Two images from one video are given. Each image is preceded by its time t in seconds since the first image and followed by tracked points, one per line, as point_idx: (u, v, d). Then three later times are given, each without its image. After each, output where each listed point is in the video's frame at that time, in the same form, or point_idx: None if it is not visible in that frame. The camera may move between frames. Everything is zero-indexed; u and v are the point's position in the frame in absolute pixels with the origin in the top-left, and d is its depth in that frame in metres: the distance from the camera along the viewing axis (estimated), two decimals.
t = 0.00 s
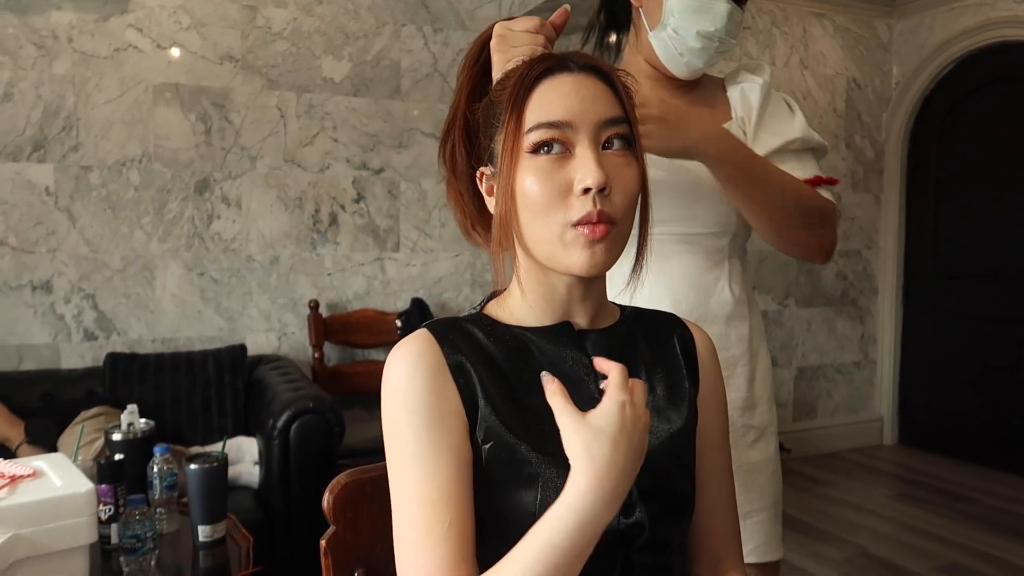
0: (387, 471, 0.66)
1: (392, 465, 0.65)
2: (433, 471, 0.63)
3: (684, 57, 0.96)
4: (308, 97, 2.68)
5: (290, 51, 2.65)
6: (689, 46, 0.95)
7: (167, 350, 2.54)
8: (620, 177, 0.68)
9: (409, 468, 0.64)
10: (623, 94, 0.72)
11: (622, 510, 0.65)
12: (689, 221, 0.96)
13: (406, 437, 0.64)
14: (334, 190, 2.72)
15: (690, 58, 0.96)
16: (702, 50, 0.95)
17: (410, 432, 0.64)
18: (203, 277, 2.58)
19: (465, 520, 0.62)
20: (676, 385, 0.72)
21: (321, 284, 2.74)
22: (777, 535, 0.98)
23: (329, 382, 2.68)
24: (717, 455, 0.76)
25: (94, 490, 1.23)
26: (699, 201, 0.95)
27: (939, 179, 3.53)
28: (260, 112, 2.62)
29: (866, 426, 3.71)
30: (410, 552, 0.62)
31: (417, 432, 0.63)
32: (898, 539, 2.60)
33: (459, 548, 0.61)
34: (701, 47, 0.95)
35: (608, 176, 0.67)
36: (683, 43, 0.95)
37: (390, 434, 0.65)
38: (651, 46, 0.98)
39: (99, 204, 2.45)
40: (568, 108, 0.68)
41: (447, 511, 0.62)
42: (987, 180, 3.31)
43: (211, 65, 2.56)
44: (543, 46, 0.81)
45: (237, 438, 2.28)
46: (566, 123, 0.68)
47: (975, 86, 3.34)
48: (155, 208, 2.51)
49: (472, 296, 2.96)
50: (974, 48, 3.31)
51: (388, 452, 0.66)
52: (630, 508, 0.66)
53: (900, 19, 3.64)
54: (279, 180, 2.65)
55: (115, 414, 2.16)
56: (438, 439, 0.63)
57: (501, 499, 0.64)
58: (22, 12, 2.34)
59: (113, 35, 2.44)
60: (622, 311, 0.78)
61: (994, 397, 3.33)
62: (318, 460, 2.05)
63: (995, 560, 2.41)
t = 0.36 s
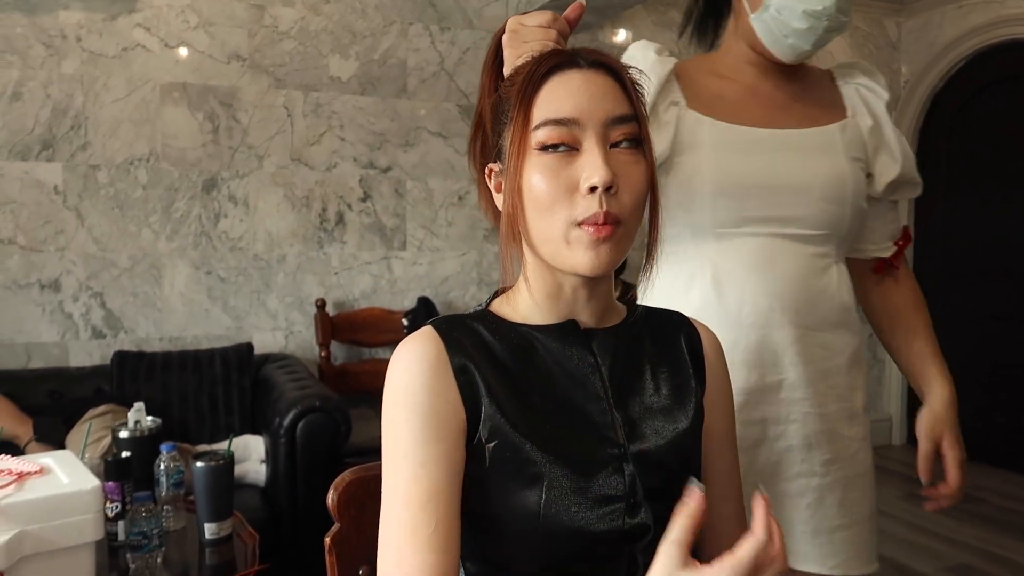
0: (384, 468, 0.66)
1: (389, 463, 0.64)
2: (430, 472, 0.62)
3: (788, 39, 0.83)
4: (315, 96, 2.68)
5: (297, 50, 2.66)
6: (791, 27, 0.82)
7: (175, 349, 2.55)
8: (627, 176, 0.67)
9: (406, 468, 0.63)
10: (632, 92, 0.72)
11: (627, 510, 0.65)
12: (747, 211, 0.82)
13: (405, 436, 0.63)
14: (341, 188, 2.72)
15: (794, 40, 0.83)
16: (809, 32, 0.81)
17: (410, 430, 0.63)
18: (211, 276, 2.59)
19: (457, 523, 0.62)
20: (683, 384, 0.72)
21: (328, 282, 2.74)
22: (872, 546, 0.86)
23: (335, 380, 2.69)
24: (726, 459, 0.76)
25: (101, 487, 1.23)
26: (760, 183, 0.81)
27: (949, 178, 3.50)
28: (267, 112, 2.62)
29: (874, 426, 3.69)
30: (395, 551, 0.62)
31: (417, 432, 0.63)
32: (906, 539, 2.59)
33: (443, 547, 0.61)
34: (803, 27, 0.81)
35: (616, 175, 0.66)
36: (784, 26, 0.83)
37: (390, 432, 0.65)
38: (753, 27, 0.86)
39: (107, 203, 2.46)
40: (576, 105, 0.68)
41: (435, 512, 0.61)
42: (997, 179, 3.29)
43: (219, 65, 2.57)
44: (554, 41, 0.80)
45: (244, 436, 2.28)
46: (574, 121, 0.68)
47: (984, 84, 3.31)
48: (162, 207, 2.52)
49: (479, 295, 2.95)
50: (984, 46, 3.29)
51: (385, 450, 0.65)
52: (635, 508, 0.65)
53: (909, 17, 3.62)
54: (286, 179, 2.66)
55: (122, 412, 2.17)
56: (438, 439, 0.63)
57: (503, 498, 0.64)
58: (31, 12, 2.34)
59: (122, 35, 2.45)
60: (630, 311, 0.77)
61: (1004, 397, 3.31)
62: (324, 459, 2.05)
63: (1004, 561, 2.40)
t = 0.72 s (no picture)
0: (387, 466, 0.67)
1: (393, 463, 0.66)
2: (433, 472, 0.64)
3: (930, 21, 0.83)
4: (323, 96, 2.69)
5: (306, 51, 2.66)
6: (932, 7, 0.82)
7: (184, 348, 2.56)
8: (635, 176, 0.67)
9: (410, 469, 0.64)
10: (640, 92, 0.72)
11: (633, 509, 0.65)
12: (880, 214, 0.85)
13: (409, 436, 0.64)
14: (348, 188, 2.73)
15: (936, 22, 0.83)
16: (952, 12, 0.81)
17: (414, 433, 0.64)
18: (219, 276, 2.60)
19: (454, 523, 0.64)
20: (689, 383, 0.72)
21: (336, 282, 2.75)
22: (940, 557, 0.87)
23: (343, 379, 2.70)
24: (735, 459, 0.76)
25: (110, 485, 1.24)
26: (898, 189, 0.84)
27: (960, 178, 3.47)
28: (275, 112, 2.63)
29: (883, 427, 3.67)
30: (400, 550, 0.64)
31: (421, 435, 0.64)
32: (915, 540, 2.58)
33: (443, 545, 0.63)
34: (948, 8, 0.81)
35: (624, 176, 0.66)
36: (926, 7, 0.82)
37: (395, 432, 0.66)
38: (887, 10, 0.86)
39: (116, 202, 2.47)
40: (583, 105, 0.68)
41: (436, 514, 0.64)
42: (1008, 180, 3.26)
43: (227, 65, 2.58)
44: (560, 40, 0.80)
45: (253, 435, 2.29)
46: (582, 121, 0.68)
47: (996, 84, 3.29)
48: (171, 207, 2.53)
49: (487, 295, 2.95)
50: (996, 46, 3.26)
51: (390, 449, 0.66)
52: (641, 507, 0.65)
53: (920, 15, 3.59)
54: (294, 179, 2.67)
55: (132, 411, 2.18)
56: (440, 441, 0.64)
57: (506, 496, 0.64)
58: (41, 13, 2.36)
59: (131, 36, 2.46)
60: (636, 311, 0.78)
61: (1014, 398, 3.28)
62: (332, 458, 2.05)
63: (1012, 564, 2.38)
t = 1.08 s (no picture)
0: (396, 452, 0.72)
1: (404, 450, 0.70)
2: (445, 461, 0.69)
3: None
4: (333, 96, 2.69)
5: (316, 51, 2.67)
6: None
7: (194, 347, 2.58)
8: (652, 180, 0.70)
9: (421, 456, 0.69)
10: (659, 95, 0.74)
11: (643, 502, 0.70)
12: (978, 232, 0.87)
13: (420, 425, 0.69)
14: (358, 188, 2.74)
15: None
16: None
17: (426, 422, 0.69)
18: (230, 275, 2.61)
19: (465, 510, 0.69)
20: (697, 380, 0.76)
21: (346, 282, 2.75)
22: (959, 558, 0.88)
23: (353, 379, 2.70)
24: (738, 453, 0.80)
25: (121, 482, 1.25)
26: (1006, 219, 0.85)
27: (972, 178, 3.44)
28: (285, 112, 2.64)
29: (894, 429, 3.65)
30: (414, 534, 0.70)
31: (434, 426, 0.69)
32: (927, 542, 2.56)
33: (438, 533, 0.69)
34: None
35: (641, 181, 0.69)
36: None
37: (407, 422, 0.70)
38: None
39: (128, 202, 2.49)
40: (603, 108, 0.70)
41: (441, 505, 0.69)
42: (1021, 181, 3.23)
43: (238, 65, 2.58)
44: (582, 32, 0.82)
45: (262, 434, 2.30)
46: (603, 124, 0.70)
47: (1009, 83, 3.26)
48: (182, 207, 2.54)
49: (496, 295, 2.95)
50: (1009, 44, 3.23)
51: (401, 436, 0.71)
52: (652, 500, 0.70)
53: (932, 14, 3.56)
54: (304, 179, 2.67)
55: (142, 410, 2.18)
56: (451, 432, 0.69)
57: (520, 486, 0.69)
58: (53, 14, 2.37)
59: (142, 36, 2.47)
60: (643, 308, 0.82)
61: None
62: (341, 457, 2.06)
63: None
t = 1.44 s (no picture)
0: (402, 454, 0.72)
1: (410, 452, 0.70)
2: (450, 463, 0.69)
3: None
4: (339, 97, 2.69)
5: (322, 52, 2.67)
6: None
7: (201, 347, 2.58)
8: (656, 180, 0.70)
9: (426, 458, 0.69)
10: (664, 95, 0.73)
11: (650, 504, 0.69)
12: None
13: (426, 427, 0.69)
14: (364, 188, 2.74)
15: None
16: None
17: (432, 424, 0.69)
18: (236, 275, 2.61)
19: (470, 513, 0.69)
20: (704, 380, 0.76)
21: (352, 282, 2.76)
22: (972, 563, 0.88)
23: (358, 379, 2.70)
24: (746, 453, 0.80)
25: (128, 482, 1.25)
26: None
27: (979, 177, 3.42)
28: (291, 112, 2.65)
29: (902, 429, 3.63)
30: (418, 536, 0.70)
31: (440, 427, 0.69)
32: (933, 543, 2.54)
33: (445, 535, 0.69)
34: None
35: (644, 183, 0.68)
36: None
37: (412, 424, 0.70)
38: None
39: (135, 203, 2.50)
40: (607, 108, 0.70)
41: (447, 506, 0.69)
42: None
43: (244, 66, 2.59)
44: (587, 33, 0.82)
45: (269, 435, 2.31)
46: (606, 125, 0.70)
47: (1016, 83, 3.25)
48: (189, 207, 2.55)
49: (501, 295, 2.95)
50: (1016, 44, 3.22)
51: (407, 439, 0.71)
52: (658, 503, 0.70)
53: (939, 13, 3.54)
54: (310, 180, 2.68)
55: (149, 410, 2.19)
56: (456, 433, 0.69)
57: (525, 488, 0.68)
58: (61, 15, 2.39)
59: (149, 37, 2.48)
60: (650, 309, 0.82)
61: None
62: (348, 457, 2.06)
63: None
